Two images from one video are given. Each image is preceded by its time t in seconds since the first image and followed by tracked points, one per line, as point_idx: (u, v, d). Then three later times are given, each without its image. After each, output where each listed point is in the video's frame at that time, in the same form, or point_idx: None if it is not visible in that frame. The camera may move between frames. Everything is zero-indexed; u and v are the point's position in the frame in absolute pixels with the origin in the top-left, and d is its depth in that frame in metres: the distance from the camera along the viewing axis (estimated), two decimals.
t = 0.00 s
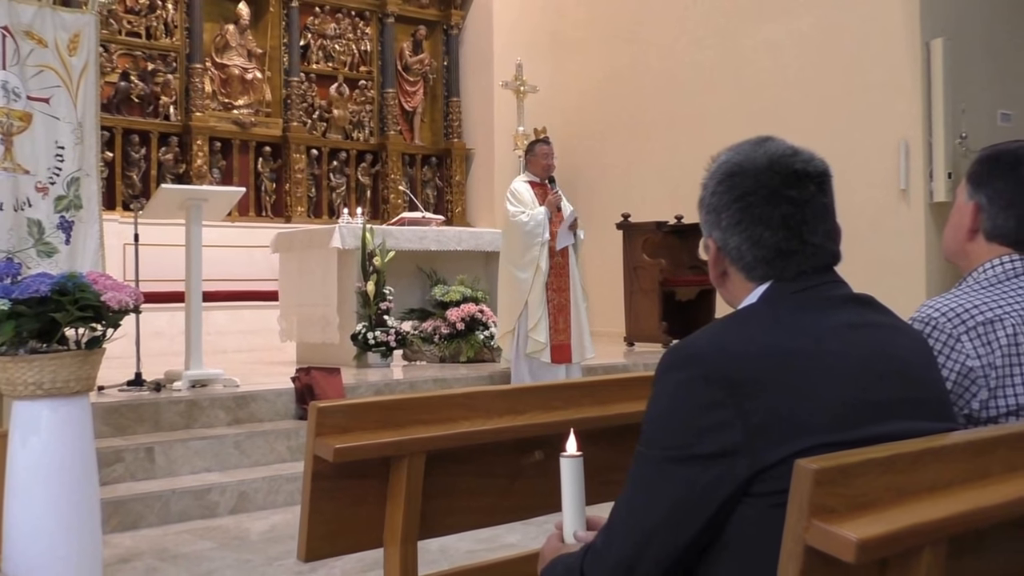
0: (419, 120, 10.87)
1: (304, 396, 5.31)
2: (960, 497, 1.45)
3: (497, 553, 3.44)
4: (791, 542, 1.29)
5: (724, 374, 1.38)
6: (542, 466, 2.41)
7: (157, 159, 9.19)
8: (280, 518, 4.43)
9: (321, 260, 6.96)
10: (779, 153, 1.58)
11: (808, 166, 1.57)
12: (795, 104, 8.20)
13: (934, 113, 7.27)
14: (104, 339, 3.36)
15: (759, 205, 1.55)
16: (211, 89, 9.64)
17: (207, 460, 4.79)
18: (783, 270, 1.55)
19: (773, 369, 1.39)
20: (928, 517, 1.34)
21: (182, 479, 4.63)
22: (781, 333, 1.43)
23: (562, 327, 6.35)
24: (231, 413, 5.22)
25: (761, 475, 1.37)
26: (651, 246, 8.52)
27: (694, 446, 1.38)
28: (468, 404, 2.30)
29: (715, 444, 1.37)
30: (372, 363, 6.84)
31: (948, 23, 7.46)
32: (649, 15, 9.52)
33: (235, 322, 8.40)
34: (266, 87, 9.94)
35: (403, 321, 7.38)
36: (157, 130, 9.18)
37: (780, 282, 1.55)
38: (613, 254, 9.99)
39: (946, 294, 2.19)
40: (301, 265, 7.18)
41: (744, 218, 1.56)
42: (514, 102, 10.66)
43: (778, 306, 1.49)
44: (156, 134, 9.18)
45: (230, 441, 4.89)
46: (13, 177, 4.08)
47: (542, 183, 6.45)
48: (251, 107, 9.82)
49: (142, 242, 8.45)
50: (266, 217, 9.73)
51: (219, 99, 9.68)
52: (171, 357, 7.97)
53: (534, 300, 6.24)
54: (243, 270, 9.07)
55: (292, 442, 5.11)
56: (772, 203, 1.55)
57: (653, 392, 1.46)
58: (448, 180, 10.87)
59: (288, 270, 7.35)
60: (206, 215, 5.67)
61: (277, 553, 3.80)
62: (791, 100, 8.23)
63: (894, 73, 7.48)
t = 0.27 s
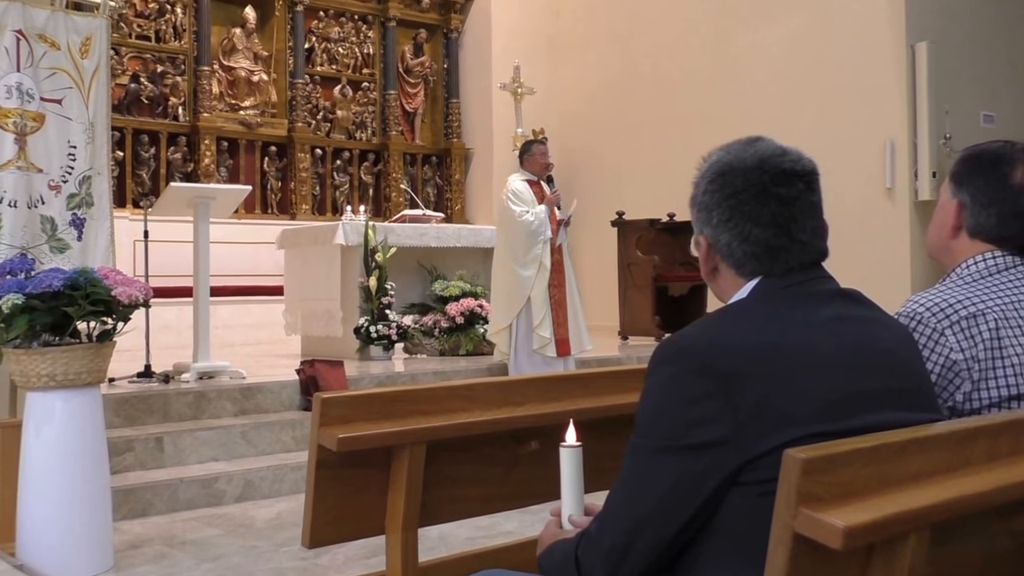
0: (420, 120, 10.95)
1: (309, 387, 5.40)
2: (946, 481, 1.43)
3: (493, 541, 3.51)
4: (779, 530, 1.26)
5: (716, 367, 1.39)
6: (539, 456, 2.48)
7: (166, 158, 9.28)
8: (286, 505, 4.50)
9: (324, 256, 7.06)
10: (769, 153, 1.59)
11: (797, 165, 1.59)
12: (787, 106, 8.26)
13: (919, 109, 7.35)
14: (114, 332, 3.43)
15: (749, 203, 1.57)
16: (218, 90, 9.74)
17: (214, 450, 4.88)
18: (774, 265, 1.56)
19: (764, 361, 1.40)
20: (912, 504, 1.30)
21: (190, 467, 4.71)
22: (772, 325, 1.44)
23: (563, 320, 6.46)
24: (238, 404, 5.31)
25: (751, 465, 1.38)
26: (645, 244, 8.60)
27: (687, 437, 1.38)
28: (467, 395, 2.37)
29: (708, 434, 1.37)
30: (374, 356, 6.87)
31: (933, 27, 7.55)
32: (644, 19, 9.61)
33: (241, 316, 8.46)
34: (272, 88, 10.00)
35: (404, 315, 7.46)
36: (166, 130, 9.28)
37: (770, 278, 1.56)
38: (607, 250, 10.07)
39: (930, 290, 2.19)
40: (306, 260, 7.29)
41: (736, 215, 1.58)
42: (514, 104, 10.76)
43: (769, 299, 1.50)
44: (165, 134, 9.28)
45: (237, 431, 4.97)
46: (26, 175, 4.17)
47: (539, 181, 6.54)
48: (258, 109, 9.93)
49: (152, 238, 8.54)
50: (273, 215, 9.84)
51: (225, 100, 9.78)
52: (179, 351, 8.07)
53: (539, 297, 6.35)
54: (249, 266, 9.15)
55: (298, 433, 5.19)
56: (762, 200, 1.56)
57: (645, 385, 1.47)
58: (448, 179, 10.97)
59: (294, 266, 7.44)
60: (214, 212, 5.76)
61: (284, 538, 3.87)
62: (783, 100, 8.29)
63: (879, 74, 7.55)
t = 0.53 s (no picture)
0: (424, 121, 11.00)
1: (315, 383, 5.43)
2: (942, 474, 1.46)
3: (497, 535, 3.55)
4: (779, 524, 1.29)
5: (716, 362, 1.42)
6: (542, 450, 2.52)
7: (175, 157, 9.33)
8: (290, 500, 4.54)
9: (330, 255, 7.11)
10: (768, 153, 1.63)
11: (796, 164, 1.62)
12: (787, 107, 8.28)
13: (916, 112, 7.39)
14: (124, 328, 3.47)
15: (748, 201, 1.61)
16: (226, 90, 9.79)
17: (221, 445, 4.91)
18: (773, 263, 1.59)
19: (762, 356, 1.43)
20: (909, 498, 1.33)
21: (197, 461, 4.75)
22: (771, 322, 1.48)
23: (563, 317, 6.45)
24: (245, 400, 5.35)
25: (751, 458, 1.41)
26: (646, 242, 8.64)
27: (689, 430, 1.42)
28: (471, 391, 2.41)
29: (708, 428, 1.41)
30: (378, 352, 7.00)
31: (929, 28, 7.59)
32: (644, 21, 9.65)
33: (248, 314, 8.53)
34: (278, 89, 10.06)
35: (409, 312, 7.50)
36: (174, 130, 9.34)
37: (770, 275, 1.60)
38: (610, 249, 10.10)
39: (926, 288, 2.22)
40: (312, 258, 7.33)
41: (735, 213, 1.61)
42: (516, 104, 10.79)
43: (769, 296, 1.54)
44: (173, 134, 9.34)
45: (243, 426, 5.01)
46: (36, 175, 4.21)
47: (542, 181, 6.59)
48: (264, 109, 9.98)
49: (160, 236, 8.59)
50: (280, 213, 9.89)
51: (233, 101, 9.83)
52: (187, 347, 8.14)
53: (544, 297, 6.40)
54: (255, 264, 9.19)
55: (303, 428, 5.22)
56: (761, 199, 1.60)
57: (647, 380, 1.50)
58: (452, 179, 11.01)
59: (301, 263, 7.49)
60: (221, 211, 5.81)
61: (289, 533, 3.90)
62: (783, 100, 8.32)
63: (876, 76, 7.59)
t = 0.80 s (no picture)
0: (428, 121, 11.04)
1: (318, 381, 5.45)
2: (942, 471, 1.48)
3: (500, 531, 3.56)
4: (780, 521, 1.31)
5: (717, 359, 1.44)
6: (545, 446, 2.53)
7: (180, 156, 9.36)
8: (296, 496, 4.55)
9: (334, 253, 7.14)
10: (768, 151, 1.65)
11: (797, 163, 1.64)
12: (788, 107, 8.30)
13: (917, 113, 7.40)
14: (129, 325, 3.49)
15: (749, 200, 1.62)
16: (231, 90, 9.82)
17: (226, 442, 4.93)
18: (774, 261, 1.61)
19: (764, 353, 1.45)
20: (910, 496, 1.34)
21: (203, 459, 4.76)
22: (772, 319, 1.49)
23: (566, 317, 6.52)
24: (250, 397, 5.37)
25: (753, 454, 1.43)
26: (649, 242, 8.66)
27: (690, 426, 1.44)
28: (475, 388, 2.42)
29: (710, 424, 1.43)
30: (382, 350, 7.04)
31: (930, 28, 7.60)
32: (645, 21, 9.66)
33: (252, 312, 8.55)
34: (283, 88, 10.09)
35: (412, 311, 7.54)
36: (179, 130, 9.36)
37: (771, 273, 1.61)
38: (613, 248, 10.10)
39: (927, 287, 2.23)
40: (316, 256, 7.36)
41: (736, 211, 1.63)
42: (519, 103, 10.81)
43: (770, 294, 1.55)
44: (178, 133, 9.36)
45: (249, 423, 5.03)
46: (42, 173, 4.22)
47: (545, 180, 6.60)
48: (269, 108, 10.00)
49: (165, 234, 8.60)
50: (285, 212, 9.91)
51: (238, 100, 9.86)
52: (192, 345, 8.17)
53: (546, 295, 6.43)
54: (259, 262, 9.21)
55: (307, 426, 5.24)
56: (762, 197, 1.62)
57: (649, 377, 1.52)
58: (455, 177, 11.04)
59: (305, 262, 7.51)
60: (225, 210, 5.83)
61: (295, 529, 3.92)
62: (784, 100, 8.33)
63: (877, 76, 7.61)
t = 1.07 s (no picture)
0: (429, 120, 11.06)
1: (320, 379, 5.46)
2: (941, 468, 1.49)
3: (501, 529, 3.57)
4: (780, 518, 1.32)
5: (718, 358, 1.45)
6: (546, 444, 2.54)
7: (182, 156, 9.38)
8: (298, 494, 4.56)
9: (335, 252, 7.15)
10: (768, 150, 1.65)
11: (797, 162, 1.64)
12: (787, 106, 8.31)
13: (916, 112, 7.41)
14: (131, 322, 3.49)
15: (749, 199, 1.63)
16: (232, 90, 9.83)
17: (228, 440, 4.94)
18: (773, 260, 1.62)
19: (764, 351, 1.45)
20: (909, 494, 1.35)
21: (204, 457, 4.77)
22: (771, 317, 1.50)
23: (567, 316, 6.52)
24: (251, 396, 5.39)
25: (753, 452, 1.44)
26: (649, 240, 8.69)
27: (691, 424, 1.44)
28: (476, 386, 2.43)
29: (710, 422, 1.43)
30: (384, 348, 6.99)
31: (929, 28, 7.61)
32: (645, 20, 9.67)
33: (253, 311, 8.58)
34: (284, 88, 10.09)
35: (413, 309, 7.55)
36: (181, 129, 9.37)
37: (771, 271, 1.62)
38: (614, 247, 10.12)
39: (927, 285, 2.24)
40: (317, 255, 7.38)
41: (736, 210, 1.64)
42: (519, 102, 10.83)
43: (770, 292, 1.56)
44: (179, 133, 9.36)
45: (251, 422, 5.04)
46: (44, 173, 4.23)
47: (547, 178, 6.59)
48: (270, 108, 10.01)
49: (167, 234, 8.62)
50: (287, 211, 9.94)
51: (239, 100, 9.86)
52: (194, 343, 8.19)
53: (545, 293, 6.45)
54: (261, 261, 9.22)
55: (309, 424, 5.25)
56: (762, 196, 1.62)
57: (649, 375, 1.53)
58: (456, 176, 11.06)
59: (306, 261, 7.52)
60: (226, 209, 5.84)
61: (297, 527, 3.93)
62: (783, 99, 8.35)
63: (876, 76, 7.61)
